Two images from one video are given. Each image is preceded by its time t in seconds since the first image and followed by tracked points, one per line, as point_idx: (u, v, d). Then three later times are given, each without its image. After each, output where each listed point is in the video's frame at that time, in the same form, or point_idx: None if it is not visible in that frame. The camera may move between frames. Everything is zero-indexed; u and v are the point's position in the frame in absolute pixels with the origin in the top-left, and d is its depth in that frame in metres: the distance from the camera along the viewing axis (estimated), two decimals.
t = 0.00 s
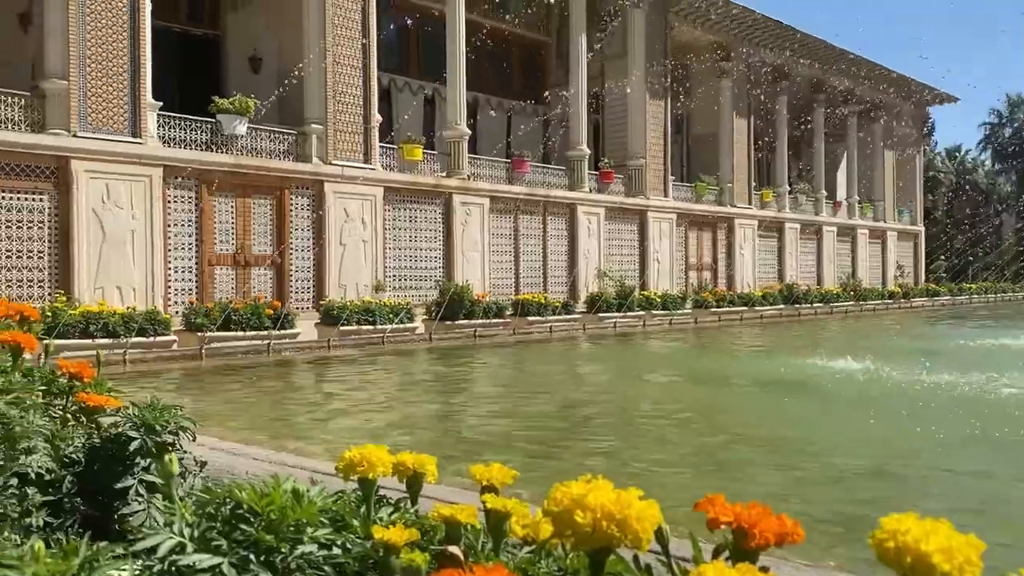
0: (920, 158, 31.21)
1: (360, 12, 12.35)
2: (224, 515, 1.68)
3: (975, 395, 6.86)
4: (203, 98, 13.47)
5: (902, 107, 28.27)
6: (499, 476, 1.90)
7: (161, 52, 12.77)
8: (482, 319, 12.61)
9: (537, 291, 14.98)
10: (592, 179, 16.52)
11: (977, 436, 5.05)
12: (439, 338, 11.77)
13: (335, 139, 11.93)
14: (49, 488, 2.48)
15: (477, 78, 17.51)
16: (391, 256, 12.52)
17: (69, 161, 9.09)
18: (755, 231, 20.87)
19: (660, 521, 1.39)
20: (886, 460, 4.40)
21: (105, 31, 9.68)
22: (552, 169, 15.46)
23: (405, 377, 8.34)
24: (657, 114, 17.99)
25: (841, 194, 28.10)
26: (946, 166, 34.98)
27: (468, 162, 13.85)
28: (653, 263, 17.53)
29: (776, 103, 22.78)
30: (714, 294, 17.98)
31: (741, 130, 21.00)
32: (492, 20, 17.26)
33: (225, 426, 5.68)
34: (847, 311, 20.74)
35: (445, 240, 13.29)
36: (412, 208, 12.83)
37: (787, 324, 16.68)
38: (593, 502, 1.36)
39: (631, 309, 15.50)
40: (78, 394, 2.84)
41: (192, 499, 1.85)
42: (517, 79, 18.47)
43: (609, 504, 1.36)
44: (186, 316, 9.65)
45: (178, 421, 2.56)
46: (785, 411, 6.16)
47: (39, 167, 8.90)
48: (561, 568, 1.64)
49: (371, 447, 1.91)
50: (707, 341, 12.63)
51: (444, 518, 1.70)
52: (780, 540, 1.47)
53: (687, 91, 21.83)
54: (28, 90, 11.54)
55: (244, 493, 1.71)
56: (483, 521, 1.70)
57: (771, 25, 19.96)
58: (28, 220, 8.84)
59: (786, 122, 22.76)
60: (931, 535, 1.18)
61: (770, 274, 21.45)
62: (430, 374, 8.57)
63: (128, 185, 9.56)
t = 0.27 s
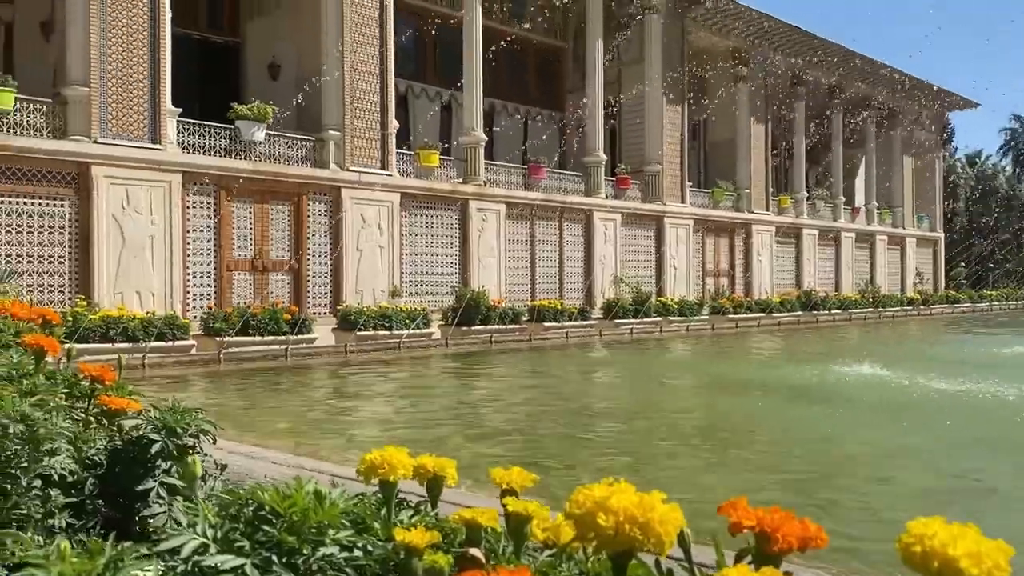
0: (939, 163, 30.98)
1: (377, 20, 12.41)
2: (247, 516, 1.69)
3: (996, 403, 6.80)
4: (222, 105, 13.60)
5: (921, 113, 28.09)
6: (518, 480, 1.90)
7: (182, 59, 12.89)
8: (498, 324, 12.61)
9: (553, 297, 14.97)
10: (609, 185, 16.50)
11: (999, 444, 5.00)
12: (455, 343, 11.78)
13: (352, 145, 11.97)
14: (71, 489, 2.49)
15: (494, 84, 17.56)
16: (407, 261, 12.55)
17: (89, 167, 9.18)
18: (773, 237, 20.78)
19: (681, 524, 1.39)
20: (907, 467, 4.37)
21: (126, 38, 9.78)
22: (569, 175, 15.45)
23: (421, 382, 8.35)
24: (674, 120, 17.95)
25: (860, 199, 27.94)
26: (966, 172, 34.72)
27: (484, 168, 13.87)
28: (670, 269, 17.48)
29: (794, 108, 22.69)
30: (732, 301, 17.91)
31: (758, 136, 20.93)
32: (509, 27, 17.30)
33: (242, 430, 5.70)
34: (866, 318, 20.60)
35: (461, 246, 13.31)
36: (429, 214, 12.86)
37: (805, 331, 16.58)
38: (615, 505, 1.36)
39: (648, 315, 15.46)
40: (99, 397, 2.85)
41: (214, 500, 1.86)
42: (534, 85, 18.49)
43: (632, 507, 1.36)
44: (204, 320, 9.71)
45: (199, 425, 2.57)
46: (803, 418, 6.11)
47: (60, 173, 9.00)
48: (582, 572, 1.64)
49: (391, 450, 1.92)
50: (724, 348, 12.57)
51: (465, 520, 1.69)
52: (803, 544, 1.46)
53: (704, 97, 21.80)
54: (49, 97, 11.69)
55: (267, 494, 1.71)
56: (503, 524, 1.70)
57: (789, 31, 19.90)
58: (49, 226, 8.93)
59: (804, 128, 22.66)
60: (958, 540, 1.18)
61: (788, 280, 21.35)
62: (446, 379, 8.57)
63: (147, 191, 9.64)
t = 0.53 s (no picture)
0: (959, 168, 30.75)
1: (395, 25, 12.44)
2: (273, 518, 1.70)
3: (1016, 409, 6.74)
4: (240, 111, 13.62)
5: (940, 117, 27.89)
6: (542, 483, 1.89)
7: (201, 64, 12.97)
8: (514, 329, 12.62)
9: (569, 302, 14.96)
10: (625, 190, 16.47)
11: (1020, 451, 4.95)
12: (471, 347, 11.79)
13: (369, 149, 12.01)
14: (95, 491, 2.50)
15: (510, 89, 17.56)
16: (424, 265, 12.57)
17: (109, 172, 9.26)
18: (790, 242, 20.68)
19: (708, 529, 1.38)
20: (927, 473, 4.33)
21: (146, 44, 9.85)
22: (585, 180, 15.43)
23: (437, 386, 8.36)
24: (691, 125, 17.88)
25: (878, 204, 27.77)
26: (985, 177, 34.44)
27: (501, 173, 13.88)
28: (687, 274, 17.42)
29: (812, 113, 22.59)
30: (749, 306, 17.84)
31: (776, 140, 20.84)
32: (525, 32, 17.32)
33: (261, 433, 5.72)
34: (884, 323, 20.46)
35: (477, 250, 13.32)
36: (445, 218, 12.88)
37: (822, 337, 16.47)
38: (642, 509, 1.36)
39: (664, 321, 15.42)
40: (122, 399, 2.87)
41: (239, 502, 1.87)
42: (550, 90, 18.49)
43: (659, 510, 1.35)
44: (222, 324, 9.77)
45: (221, 427, 2.57)
46: (822, 424, 6.08)
47: (80, 177, 9.08)
48: None
49: (415, 453, 1.92)
50: (740, 353, 12.52)
51: (489, 523, 1.69)
52: (831, 550, 1.44)
53: (721, 101, 21.72)
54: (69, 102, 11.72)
55: (292, 496, 1.72)
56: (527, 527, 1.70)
57: (808, 35, 19.80)
58: (69, 229, 9.02)
59: (822, 132, 22.55)
60: (990, 546, 1.17)
61: (805, 285, 21.23)
62: (462, 384, 8.57)
63: (167, 195, 9.71)
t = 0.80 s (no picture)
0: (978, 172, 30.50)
1: (412, 30, 12.48)
2: (294, 520, 1.71)
3: None
4: (258, 114, 13.76)
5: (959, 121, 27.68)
6: (560, 488, 1.89)
7: (220, 69, 13.07)
8: (530, 333, 12.63)
9: (585, 306, 14.94)
10: (642, 194, 16.44)
11: None
12: (487, 351, 11.81)
13: (387, 153, 12.04)
14: (116, 492, 2.51)
15: (527, 93, 17.59)
16: (440, 269, 12.60)
17: (128, 176, 9.33)
18: (808, 247, 20.58)
19: (729, 534, 1.38)
20: (945, 479, 4.31)
21: (165, 49, 9.92)
22: (602, 184, 15.40)
23: (453, 390, 8.38)
24: (708, 128, 17.82)
25: (897, 208, 27.59)
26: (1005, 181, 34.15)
27: (517, 177, 13.89)
28: (703, 278, 17.37)
29: (829, 117, 22.47)
30: (767, 310, 17.77)
31: (794, 144, 20.75)
32: (541, 36, 17.32)
33: (278, 437, 5.74)
34: (903, 328, 20.31)
35: (493, 254, 13.33)
36: (461, 222, 12.91)
37: (840, 342, 16.37)
38: (662, 514, 1.36)
39: (681, 325, 15.38)
40: (143, 401, 2.89)
41: (260, 503, 1.88)
42: (566, 94, 18.49)
43: (678, 516, 1.35)
44: (240, 327, 9.83)
45: (241, 430, 2.59)
46: (840, 430, 6.03)
47: (100, 181, 9.17)
48: None
49: (434, 457, 1.92)
50: (756, 358, 12.47)
51: (507, 528, 1.70)
52: (852, 556, 1.44)
53: (738, 105, 21.66)
54: (92, 106, 11.94)
55: (312, 499, 1.73)
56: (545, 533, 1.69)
57: (826, 39, 19.70)
58: (89, 233, 9.09)
59: (839, 136, 22.43)
60: (1013, 555, 1.16)
61: (823, 290, 21.13)
62: (478, 387, 8.58)
63: (185, 199, 9.77)
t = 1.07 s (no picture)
0: (999, 175, 30.26)
1: (429, 34, 12.52)
2: (312, 524, 1.73)
3: None
4: (276, 118, 13.85)
5: (979, 124, 27.47)
6: (575, 494, 1.90)
7: (238, 72, 13.17)
8: (546, 336, 12.63)
9: (601, 310, 14.93)
10: (658, 198, 16.42)
11: None
12: (503, 355, 11.82)
13: (403, 157, 12.09)
14: (135, 494, 2.54)
15: (543, 97, 17.60)
16: (455, 273, 12.62)
17: (147, 179, 9.41)
18: (825, 251, 20.48)
19: (743, 542, 1.38)
20: (962, 487, 4.29)
21: (184, 54, 10.01)
22: (618, 187, 15.39)
23: (468, 393, 8.39)
24: (725, 132, 17.78)
25: (915, 212, 27.41)
26: None
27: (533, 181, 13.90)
28: (720, 282, 17.32)
29: (848, 120, 22.36)
30: (784, 315, 17.70)
31: (811, 147, 20.65)
32: (557, 40, 17.33)
33: (296, 439, 5.76)
34: (921, 333, 20.18)
35: (509, 257, 13.34)
36: (477, 226, 12.93)
37: (857, 347, 16.28)
38: (677, 521, 1.36)
39: (697, 329, 15.34)
40: (161, 404, 2.91)
41: (279, 507, 1.90)
42: (582, 98, 18.50)
43: (693, 523, 1.36)
44: (258, 329, 9.90)
45: (258, 434, 2.61)
46: (858, 436, 6.00)
47: (119, 184, 9.23)
48: None
49: (449, 461, 1.94)
50: (773, 363, 12.43)
51: (523, 533, 1.71)
52: (867, 565, 1.44)
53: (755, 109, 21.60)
54: (111, 110, 12.04)
55: (330, 503, 1.75)
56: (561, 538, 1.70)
57: (844, 42, 19.61)
58: (109, 236, 9.16)
59: (857, 140, 22.32)
60: None
61: (840, 294, 21.03)
62: (494, 391, 8.60)
63: (203, 202, 9.85)
